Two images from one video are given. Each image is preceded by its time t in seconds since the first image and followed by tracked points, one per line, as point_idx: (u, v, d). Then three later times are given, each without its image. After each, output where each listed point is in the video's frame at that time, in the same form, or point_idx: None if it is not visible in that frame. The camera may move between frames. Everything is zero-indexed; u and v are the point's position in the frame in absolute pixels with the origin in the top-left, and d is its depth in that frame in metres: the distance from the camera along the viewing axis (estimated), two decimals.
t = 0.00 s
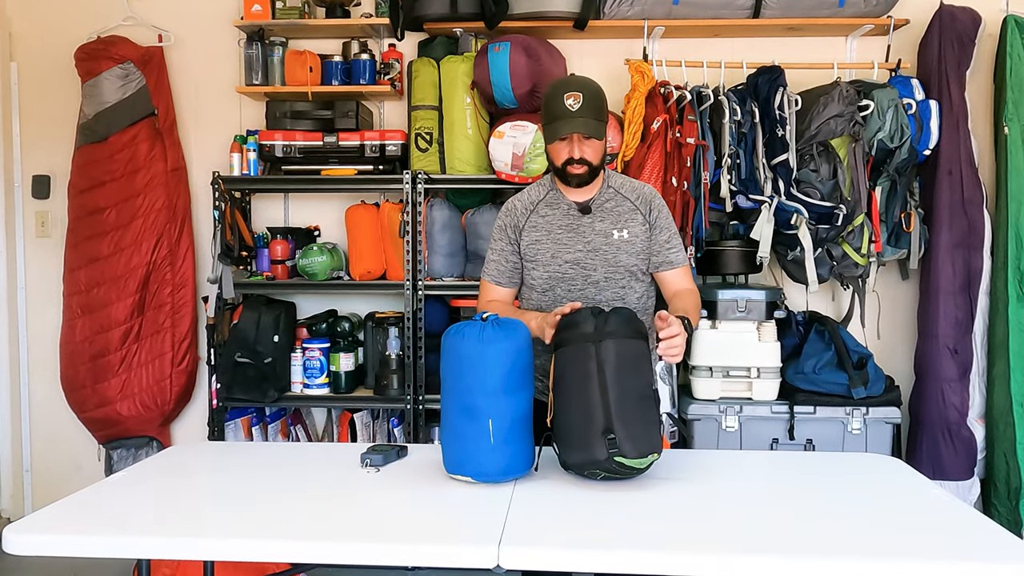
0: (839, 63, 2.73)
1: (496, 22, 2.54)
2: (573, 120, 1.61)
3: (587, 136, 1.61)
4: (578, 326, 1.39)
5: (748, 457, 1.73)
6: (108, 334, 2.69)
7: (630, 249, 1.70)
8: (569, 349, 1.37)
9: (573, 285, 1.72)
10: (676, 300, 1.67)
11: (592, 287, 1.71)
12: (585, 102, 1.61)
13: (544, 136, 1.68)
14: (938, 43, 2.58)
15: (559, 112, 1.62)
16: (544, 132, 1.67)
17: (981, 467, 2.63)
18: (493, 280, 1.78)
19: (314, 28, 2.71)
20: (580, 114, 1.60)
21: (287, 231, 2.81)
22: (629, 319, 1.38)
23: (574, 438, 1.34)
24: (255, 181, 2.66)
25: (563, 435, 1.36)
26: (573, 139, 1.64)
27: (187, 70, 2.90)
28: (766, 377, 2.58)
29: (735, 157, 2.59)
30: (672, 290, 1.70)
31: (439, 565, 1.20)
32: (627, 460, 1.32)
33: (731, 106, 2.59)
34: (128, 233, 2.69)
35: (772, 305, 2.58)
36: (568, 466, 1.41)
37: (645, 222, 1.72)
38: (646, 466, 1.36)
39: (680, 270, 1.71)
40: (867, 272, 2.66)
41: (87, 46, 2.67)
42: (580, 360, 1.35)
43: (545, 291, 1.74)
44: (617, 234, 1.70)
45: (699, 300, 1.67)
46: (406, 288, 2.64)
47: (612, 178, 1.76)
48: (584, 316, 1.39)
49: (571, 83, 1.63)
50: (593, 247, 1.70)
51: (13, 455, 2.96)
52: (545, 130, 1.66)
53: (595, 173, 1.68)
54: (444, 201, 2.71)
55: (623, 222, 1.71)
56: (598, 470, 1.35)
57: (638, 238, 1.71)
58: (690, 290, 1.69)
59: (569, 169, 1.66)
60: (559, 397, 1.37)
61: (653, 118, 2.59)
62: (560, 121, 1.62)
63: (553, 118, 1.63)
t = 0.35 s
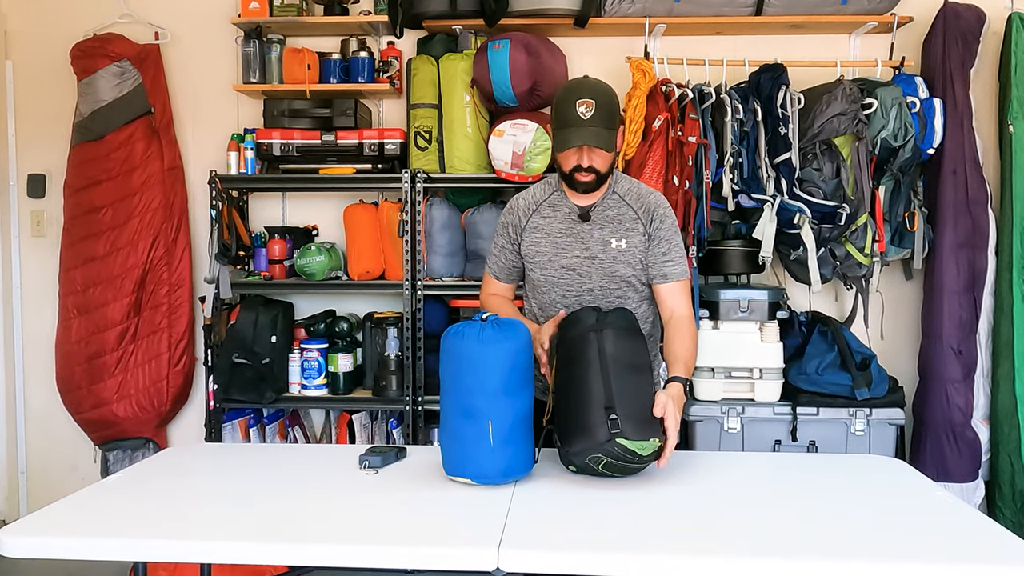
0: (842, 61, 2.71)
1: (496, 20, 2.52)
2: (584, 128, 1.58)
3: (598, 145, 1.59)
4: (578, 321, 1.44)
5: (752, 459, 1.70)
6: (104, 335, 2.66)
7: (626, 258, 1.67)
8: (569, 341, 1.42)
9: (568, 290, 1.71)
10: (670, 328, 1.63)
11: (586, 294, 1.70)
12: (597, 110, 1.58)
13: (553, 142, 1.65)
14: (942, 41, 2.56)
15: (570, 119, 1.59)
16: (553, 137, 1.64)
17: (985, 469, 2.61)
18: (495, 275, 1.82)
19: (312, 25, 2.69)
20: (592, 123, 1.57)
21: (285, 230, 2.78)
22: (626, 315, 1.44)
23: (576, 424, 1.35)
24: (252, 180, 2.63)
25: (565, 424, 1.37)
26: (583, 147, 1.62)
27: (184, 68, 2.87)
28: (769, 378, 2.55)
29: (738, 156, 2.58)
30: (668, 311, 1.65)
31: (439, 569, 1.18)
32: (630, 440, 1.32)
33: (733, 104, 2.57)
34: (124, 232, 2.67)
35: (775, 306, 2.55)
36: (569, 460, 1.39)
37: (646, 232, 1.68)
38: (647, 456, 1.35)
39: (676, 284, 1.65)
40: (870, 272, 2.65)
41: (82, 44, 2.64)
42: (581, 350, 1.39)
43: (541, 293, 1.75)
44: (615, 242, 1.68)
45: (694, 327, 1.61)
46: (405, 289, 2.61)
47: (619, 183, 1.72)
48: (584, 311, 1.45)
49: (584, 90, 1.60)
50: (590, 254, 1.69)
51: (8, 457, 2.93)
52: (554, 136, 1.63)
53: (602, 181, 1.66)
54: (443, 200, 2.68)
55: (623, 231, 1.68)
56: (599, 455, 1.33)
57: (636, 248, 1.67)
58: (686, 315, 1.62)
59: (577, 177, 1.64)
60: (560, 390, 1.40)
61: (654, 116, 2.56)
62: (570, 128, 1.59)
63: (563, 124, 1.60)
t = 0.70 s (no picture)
0: (845, 58, 2.68)
1: (496, 16, 2.50)
2: (586, 131, 1.56)
3: (602, 148, 1.56)
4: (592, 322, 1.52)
5: (756, 460, 1.67)
6: (100, 336, 2.64)
7: (633, 262, 1.66)
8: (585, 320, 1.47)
9: (574, 295, 1.69)
10: (678, 326, 1.63)
11: (593, 299, 1.68)
12: (599, 112, 1.55)
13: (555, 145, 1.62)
14: (946, 40, 2.54)
15: (572, 122, 1.56)
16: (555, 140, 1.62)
17: (990, 471, 2.58)
18: (500, 281, 1.72)
19: (310, 23, 2.66)
20: (594, 126, 1.55)
21: (283, 230, 2.76)
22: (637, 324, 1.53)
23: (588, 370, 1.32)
24: (250, 178, 2.61)
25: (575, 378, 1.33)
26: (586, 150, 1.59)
27: (181, 65, 2.85)
28: (771, 378, 2.53)
29: (740, 155, 2.55)
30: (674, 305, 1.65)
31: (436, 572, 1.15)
32: (650, 382, 1.28)
33: (736, 102, 2.54)
34: (120, 231, 2.64)
35: (777, 306, 2.53)
36: (578, 412, 1.30)
37: (652, 235, 1.67)
38: (662, 413, 1.28)
39: (684, 285, 1.64)
40: (874, 271, 2.62)
41: (78, 41, 2.62)
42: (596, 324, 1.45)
43: (546, 298, 1.72)
44: (621, 246, 1.66)
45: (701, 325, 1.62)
46: (405, 289, 2.59)
47: (623, 184, 1.69)
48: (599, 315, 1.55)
49: (585, 92, 1.57)
50: (597, 258, 1.67)
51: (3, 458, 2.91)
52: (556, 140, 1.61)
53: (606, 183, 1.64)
54: (443, 199, 2.66)
55: (629, 234, 1.66)
56: (614, 391, 1.26)
57: (643, 252, 1.66)
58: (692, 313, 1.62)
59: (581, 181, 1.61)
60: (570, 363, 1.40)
61: (656, 115, 2.53)
62: (572, 132, 1.57)
63: (565, 127, 1.58)
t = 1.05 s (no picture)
0: (848, 56, 2.66)
1: (496, 14, 2.47)
2: (596, 122, 1.55)
3: (612, 139, 1.55)
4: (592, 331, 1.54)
5: (759, 462, 1.65)
6: (96, 336, 2.61)
7: (641, 259, 1.64)
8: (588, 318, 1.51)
9: (583, 295, 1.66)
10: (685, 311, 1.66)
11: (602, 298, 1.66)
12: (608, 104, 1.56)
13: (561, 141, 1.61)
14: (950, 38, 2.51)
15: (581, 114, 1.56)
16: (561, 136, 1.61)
17: (995, 473, 2.56)
18: (506, 285, 1.68)
19: (309, 20, 2.64)
20: (603, 116, 1.55)
21: (281, 230, 2.73)
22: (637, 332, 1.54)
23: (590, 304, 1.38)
24: (247, 177, 2.59)
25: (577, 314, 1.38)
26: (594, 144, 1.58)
27: (178, 64, 2.82)
28: (774, 380, 2.50)
29: (742, 153, 2.53)
30: (680, 296, 1.67)
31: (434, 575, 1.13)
32: (645, 295, 1.37)
33: (738, 100, 2.52)
34: (117, 231, 2.62)
35: (780, 306, 2.50)
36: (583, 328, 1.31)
37: (659, 231, 1.66)
38: (665, 321, 1.33)
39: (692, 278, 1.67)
40: (877, 271, 2.59)
41: (74, 39, 2.59)
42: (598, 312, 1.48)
43: (554, 300, 1.68)
44: (630, 244, 1.64)
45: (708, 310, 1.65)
46: (404, 289, 2.57)
47: (626, 180, 1.67)
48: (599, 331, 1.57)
49: (592, 85, 1.57)
50: (605, 256, 1.64)
51: None
52: (562, 134, 1.60)
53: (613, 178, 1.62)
54: (442, 198, 2.62)
55: (637, 231, 1.64)
56: (614, 296, 1.34)
57: (651, 248, 1.65)
58: (700, 299, 1.66)
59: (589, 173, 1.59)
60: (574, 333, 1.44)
61: (657, 113, 2.51)
62: (581, 123, 1.56)
63: (573, 120, 1.57)
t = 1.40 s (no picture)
0: (851, 54, 2.64)
1: (496, 11, 2.44)
2: (600, 116, 1.53)
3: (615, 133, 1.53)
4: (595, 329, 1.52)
5: (763, 463, 1.63)
6: (92, 336, 2.59)
7: (644, 257, 1.62)
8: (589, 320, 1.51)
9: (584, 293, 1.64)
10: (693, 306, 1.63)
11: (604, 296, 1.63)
12: (612, 98, 1.54)
13: (564, 137, 1.60)
14: (954, 35, 2.49)
15: (585, 108, 1.54)
16: (564, 132, 1.60)
17: (999, 475, 2.53)
18: (505, 284, 1.65)
19: (307, 18, 2.62)
20: (607, 110, 1.53)
21: (278, 229, 2.70)
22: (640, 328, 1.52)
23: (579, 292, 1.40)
24: (245, 176, 2.57)
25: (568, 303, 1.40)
26: (597, 138, 1.56)
27: (175, 62, 2.80)
28: (776, 381, 2.47)
29: (744, 152, 2.50)
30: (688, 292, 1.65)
31: None
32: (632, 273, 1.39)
33: (740, 98, 2.49)
34: (113, 230, 2.59)
35: (783, 307, 2.47)
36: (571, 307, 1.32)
37: (661, 228, 1.64)
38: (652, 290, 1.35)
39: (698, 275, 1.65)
40: (881, 271, 2.56)
41: (70, 37, 2.57)
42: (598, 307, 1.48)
43: (555, 298, 1.65)
44: (632, 241, 1.62)
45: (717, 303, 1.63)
46: (403, 289, 2.55)
47: (628, 177, 1.65)
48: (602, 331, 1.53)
49: (596, 80, 1.56)
50: (608, 254, 1.62)
51: None
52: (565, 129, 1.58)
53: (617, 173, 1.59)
54: (442, 197, 2.60)
55: (640, 228, 1.62)
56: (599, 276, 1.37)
57: (654, 246, 1.63)
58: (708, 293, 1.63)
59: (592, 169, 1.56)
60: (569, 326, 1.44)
61: (659, 111, 2.48)
62: (584, 117, 1.54)
63: (577, 114, 1.55)
